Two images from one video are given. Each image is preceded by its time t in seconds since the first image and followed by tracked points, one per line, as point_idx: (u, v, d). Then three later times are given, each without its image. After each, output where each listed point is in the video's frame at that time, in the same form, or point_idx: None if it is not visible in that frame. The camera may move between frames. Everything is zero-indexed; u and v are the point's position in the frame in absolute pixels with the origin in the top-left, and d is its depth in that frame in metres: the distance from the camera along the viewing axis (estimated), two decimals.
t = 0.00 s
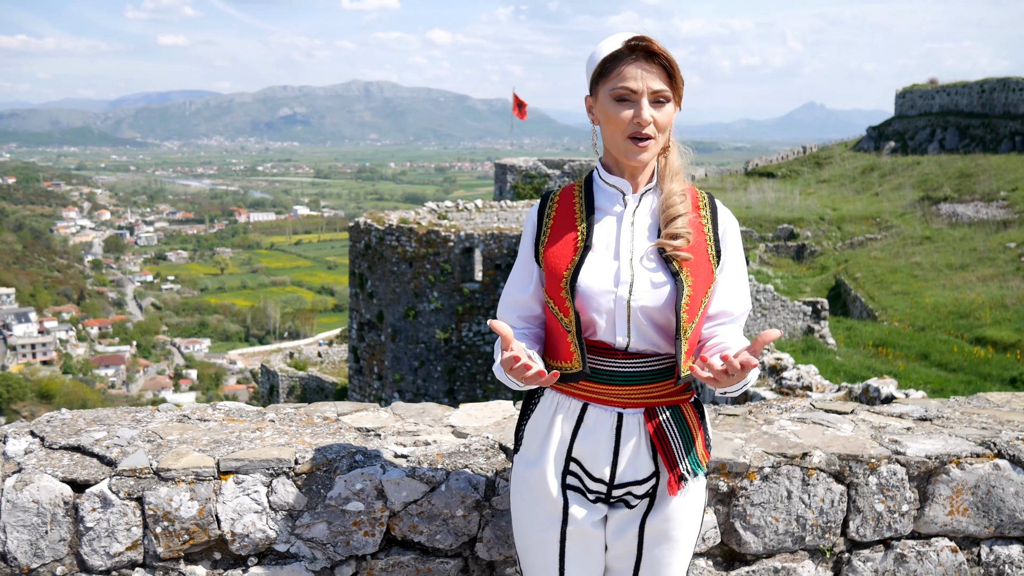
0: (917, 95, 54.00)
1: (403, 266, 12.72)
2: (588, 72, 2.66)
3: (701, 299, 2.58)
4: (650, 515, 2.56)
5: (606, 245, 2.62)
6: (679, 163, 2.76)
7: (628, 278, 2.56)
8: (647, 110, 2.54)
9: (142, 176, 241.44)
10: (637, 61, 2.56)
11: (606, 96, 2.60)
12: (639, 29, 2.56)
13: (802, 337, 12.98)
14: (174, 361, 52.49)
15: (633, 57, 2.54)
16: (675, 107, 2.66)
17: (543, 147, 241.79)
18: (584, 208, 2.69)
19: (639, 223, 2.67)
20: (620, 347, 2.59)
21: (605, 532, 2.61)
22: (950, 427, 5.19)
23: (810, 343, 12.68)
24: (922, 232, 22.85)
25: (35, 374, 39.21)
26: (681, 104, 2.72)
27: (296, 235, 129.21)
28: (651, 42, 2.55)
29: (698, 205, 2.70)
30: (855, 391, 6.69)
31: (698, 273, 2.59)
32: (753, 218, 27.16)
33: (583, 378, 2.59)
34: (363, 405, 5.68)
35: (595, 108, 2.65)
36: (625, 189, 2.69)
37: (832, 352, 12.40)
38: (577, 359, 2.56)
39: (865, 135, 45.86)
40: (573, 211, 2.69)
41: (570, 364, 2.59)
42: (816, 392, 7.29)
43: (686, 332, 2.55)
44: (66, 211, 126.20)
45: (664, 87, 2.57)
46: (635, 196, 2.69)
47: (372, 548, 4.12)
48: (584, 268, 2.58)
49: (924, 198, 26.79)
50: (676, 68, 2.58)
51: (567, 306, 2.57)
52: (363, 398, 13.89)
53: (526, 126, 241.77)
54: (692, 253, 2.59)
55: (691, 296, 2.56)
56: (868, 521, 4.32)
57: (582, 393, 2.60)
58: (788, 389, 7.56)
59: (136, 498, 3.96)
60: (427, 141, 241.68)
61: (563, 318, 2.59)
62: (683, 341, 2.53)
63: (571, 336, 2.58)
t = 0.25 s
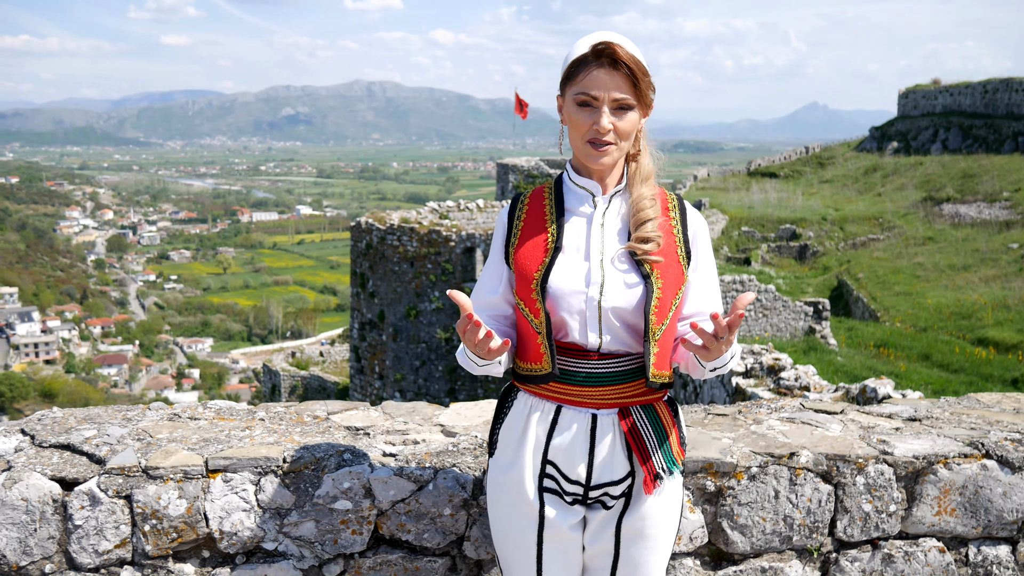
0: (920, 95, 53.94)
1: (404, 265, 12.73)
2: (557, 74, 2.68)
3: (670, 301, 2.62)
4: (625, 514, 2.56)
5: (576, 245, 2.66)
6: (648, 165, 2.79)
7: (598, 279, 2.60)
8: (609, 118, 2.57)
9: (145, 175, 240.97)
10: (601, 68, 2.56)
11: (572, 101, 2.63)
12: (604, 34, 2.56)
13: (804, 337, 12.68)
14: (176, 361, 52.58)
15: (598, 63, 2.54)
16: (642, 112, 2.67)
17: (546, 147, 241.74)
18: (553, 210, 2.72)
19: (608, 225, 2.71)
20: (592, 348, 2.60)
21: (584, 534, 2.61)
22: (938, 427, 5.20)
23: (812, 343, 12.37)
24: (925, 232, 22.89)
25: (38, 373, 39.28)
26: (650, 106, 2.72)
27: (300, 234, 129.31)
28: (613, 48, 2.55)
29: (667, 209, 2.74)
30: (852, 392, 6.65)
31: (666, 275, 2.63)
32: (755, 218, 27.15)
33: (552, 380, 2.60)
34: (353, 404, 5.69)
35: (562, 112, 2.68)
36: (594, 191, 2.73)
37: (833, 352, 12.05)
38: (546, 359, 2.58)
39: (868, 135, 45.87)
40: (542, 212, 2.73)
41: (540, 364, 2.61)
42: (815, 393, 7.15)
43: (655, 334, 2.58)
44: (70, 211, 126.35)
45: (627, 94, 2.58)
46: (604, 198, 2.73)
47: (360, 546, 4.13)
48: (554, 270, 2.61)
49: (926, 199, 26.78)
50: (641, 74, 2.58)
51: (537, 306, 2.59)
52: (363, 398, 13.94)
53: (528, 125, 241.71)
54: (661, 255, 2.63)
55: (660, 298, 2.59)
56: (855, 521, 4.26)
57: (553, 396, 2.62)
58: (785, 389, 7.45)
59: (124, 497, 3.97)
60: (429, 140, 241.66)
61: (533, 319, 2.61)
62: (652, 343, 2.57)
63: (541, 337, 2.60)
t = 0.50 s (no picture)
0: (933, 95, 53.59)
1: (415, 265, 12.72)
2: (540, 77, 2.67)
3: (652, 308, 2.59)
4: (612, 519, 2.53)
5: (557, 250, 2.65)
6: (632, 169, 2.76)
7: (580, 285, 2.58)
8: (585, 125, 2.55)
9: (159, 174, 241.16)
10: (578, 74, 2.53)
11: (551, 107, 2.61)
12: (583, 38, 2.53)
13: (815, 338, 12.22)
14: (190, 360, 52.62)
15: (574, 70, 2.52)
16: (622, 117, 2.63)
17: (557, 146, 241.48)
18: (537, 216, 2.71)
19: (592, 229, 2.69)
20: (576, 352, 2.58)
21: (572, 539, 2.58)
22: (941, 432, 5.04)
23: (823, 345, 11.87)
24: (938, 232, 22.67)
25: (51, 372, 39.31)
26: (633, 110, 2.68)
27: (313, 234, 129.59)
28: (592, 52, 2.51)
29: (651, 214, 2.71)
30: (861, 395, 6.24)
31: (648, 282, 2.60)
32: (768, 217, 27.18)
33: (535, 385, 2.61)
34: (352, 406, 5.69)
35: (543, 117, 2.67)
36: (576, 196, 2.71)
37: (845, 354, 11.57)
38: (528, 365, 2.59)
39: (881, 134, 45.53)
40: (526, 216, 2.73)
41: (522, 370, 2.62)
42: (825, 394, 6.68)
43: (635, 340, 2.56)
44: (84, 210, 127.03)
45: (605, 101, 2.55)
46: (586, 203, 2.71)
47: (357, 550, 3.86)
48: (535, 275, 2.61)
49: (940, 198, 26.51)
50: (620, 78, 2.53)
51: (518, 312, 2.60)
52: (375, 397, 13.89)
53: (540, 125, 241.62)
54: (643, 260, 2.60)
55: (642, 305, 2.57)
56: (856, 527, 3.89)
57: (538, 399, 2.61)
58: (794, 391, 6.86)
59: (121, 499, 3.71)
60: (441, 139, 241.71)
61: (516, 324, 2.62)
62: (630, 349, 2.55)
63: (523, 343, 2.61)
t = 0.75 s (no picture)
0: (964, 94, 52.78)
1: (438, 264, 12.56)
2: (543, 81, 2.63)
3: (651, 315, 2.52)
4: (613, 527, 2.47)
5: (555, 255, 2.60)
6: (635, 171, 2.69)
7: (577, 290, 2.52)
8: (587, 128, 2.49)
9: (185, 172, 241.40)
10: (581, 77, 2.49)
11: (552, 111, 2.56)
12: (584, 40, 2.47)
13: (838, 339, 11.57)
14: (216, 356, 52.90)
15: (577, 72, 2.47)
16: (626, 119, 2.57)
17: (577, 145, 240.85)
18: (538, 220, 2.67)
19: (591, 234, 2.63)
20: (575, 358, 2.52)
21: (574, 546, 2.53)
22: (959, 441, 4.72)
23: (847, 345, 11.19)
24: (967, 232, 22.10)
25: (81, 368, 39.70)
26: (635, 113, 2.62)
27: (337, 232, 130.07)
28: (593, 53, 2.45)
29: (653, 218, 2.63)
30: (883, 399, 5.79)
31: (648, 287, 2.53)
32: (793, 216, 26.98)
33: (532, 392, 2.57)
34: (360, 409, 4.84)
35: (544, 121, 2.62)
36: (577, 200, 2.65)
37: (871, 354, 10.84)
38: (525, 371, 2.55)
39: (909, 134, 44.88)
40: (527, 222, 2.69)
41: (518, 377, 2.59)
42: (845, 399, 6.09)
43: (633, 347, 2.50)
44: (112, 209, 128.58)
45: (607, 104, 2.50)
46: (586, 207, 2.65)
47: (362, 555, 3.56)
48: (533, 281, 2.57)
49: (969, 198, 26.01)
50: (622, 80, 2.48)
51: (516, 318, 2.57)
52: (397, 396, 13.25)
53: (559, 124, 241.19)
54: (643, 265, 2.53)
55: (640, 313, 2.50)
56: (869, 537, 3.68)
57: (538, 405, 2.56)
58: (816, 395, 6.34)
59: (127, 501, 3.49)
60: (466, 139, 241.73)
61: (514, 331, 2.59)
62: (629, 356, 2.48)
63: (521, 349, 2.58)
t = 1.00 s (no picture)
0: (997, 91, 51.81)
1: (463, 262, 12.39)
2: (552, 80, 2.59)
3: (660, 317, 2.46)
4: (621, 531, 2.42)
5: (563, 257, 2.56)
6: (645, 171, 2.64)
7: (585, 291, 2.47)
8: (597, 125, 2.45)
9: (213, 170, 241.48)
10: (590, 75, 2.44)
11: (562, 109, 2.52)
12: (593, 38, 2.44)
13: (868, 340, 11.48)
14: (243, 352, 53.11)
15: (586, 69, 2.42)
16: (636, 117, 2.53)
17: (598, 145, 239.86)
18: (547, 220, 2.64)
19: (601, 235, 2.58)
20: (583, 360, 2.48)
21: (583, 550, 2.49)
22: (982, 447, 4.59)
23: (876, 346, 11.05)
24: (999, 232, 21.18)
25: (111, 363, 39.98)
26: (646, 112, 2.58)
27: (362, 230, 130.20)
28: (603, 52, 2.41)
29: (664, 218, 2.58)
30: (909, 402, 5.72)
31: (656, 288, 2.47)
32: (821, 216, 26.37)
33: (539, 394, 2.53)
34: (374, 409, 4.66)
35: (553, 120, 2.59)
36: (587, 200, 2.61)
37: (899, 355, 10.70)
38: (532, 374, 2.52)
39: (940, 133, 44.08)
40: (536, 222, 2.66)
41: (526, 379, 2.56)
42: (871, 401, 6.00)
43: (642, 349, 2.44)
44: (142, 206, 130.49)
45: (616, 101, 2.45)
46: (596, 207, 2.60)
47: (373, 556, 3.52)
48: (541, 282, 2.53)
49: (1002, 197, 25.42)
50: (632, 78, 2.44)
51: (523, 319, 2.54)
52: (423, 395, 12.80)
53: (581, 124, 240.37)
54: (652, 265, 2.48)
55: (649, 315, 2.44)
56: (886, 545, 3.57)
57: (546, 407, 2.52)
58: (840, 396, 6.24)
59: (139, 500, 3.47)
60: (493, 137, 241.67)
61: (521, 332, 2.56)
62: (637, 357, 2.42)
63: (528, 350, 2.55)
